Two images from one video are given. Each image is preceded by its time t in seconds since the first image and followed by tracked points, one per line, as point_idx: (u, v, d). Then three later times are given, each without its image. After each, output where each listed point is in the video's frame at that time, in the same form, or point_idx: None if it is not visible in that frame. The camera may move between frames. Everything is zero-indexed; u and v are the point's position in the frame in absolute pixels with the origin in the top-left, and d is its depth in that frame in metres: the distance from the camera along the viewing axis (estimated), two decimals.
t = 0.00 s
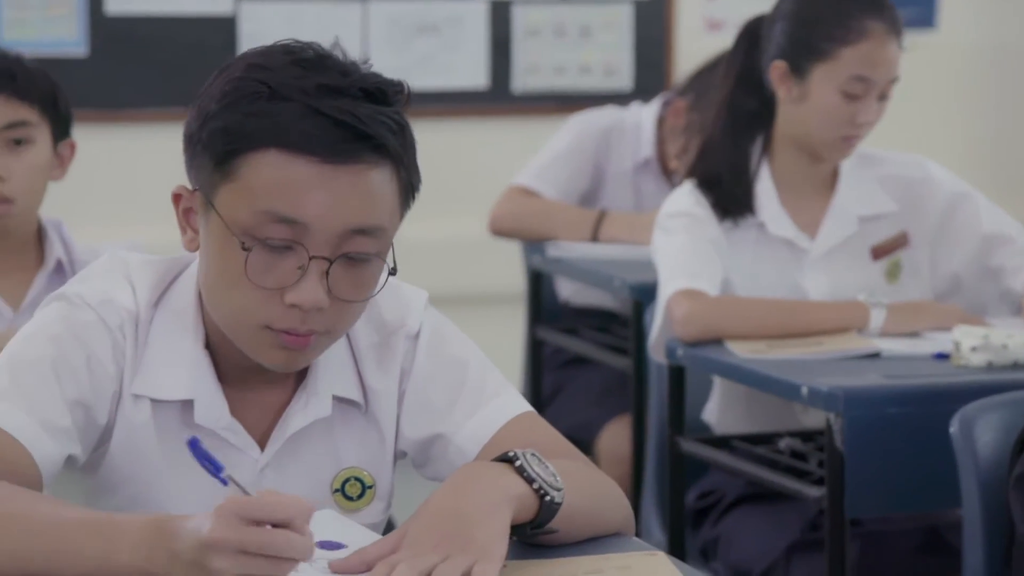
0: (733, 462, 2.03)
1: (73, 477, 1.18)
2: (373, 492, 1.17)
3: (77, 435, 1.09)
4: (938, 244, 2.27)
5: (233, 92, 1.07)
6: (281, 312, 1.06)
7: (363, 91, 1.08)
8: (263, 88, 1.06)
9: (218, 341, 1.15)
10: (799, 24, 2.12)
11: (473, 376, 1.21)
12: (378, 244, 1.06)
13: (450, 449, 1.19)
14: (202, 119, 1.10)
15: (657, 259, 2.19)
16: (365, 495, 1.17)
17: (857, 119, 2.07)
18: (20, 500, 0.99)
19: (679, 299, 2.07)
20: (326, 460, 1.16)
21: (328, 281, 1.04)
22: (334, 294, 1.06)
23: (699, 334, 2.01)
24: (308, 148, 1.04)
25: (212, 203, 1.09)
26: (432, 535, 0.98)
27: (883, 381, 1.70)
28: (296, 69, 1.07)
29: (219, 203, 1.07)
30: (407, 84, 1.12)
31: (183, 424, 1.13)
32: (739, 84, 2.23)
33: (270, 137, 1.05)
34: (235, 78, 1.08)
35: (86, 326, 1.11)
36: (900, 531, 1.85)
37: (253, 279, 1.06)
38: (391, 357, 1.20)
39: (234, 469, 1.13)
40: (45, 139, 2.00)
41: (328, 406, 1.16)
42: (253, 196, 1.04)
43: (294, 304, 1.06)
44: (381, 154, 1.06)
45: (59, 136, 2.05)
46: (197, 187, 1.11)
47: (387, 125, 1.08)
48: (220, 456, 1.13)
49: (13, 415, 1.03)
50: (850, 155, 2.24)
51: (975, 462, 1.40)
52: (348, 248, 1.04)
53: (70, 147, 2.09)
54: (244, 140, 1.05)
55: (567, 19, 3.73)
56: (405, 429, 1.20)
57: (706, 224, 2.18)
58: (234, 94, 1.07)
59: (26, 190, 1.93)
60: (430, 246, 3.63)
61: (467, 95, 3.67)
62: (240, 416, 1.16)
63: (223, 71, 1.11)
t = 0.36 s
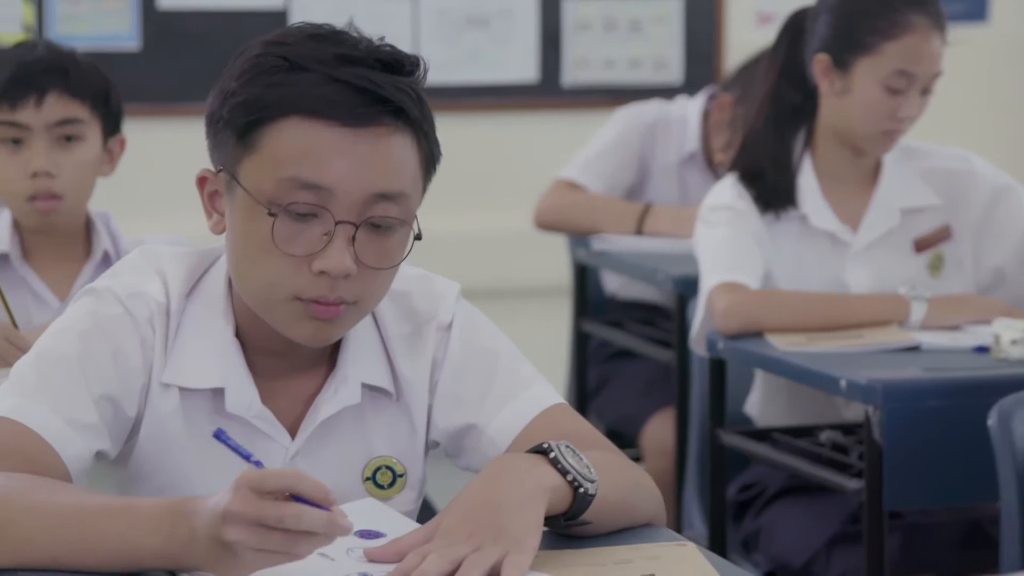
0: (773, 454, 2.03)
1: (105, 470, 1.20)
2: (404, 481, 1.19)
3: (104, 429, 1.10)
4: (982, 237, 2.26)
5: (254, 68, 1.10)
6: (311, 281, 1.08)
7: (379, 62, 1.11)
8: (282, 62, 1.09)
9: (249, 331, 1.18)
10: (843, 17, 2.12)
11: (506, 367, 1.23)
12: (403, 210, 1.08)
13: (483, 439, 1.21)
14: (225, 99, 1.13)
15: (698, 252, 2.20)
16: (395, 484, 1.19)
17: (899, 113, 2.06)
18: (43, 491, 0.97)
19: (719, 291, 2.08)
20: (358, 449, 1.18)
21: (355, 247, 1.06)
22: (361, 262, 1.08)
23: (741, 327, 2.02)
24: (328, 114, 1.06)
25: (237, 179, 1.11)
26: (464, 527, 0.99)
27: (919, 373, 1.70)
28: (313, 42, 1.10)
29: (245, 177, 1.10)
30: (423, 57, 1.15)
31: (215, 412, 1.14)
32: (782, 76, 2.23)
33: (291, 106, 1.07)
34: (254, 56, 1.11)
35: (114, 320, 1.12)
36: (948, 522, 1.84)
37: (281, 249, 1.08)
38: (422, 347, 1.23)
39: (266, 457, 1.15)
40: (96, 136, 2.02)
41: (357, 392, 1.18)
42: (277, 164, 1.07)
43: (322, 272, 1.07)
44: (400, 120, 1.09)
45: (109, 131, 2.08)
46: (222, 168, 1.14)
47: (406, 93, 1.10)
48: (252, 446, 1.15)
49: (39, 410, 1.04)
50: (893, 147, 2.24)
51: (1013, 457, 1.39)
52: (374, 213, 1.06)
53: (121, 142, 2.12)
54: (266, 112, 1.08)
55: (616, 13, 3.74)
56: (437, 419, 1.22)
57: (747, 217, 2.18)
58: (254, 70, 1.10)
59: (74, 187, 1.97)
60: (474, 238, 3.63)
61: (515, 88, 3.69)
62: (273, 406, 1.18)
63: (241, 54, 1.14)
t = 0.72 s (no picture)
0: (799, 452, 2.03)
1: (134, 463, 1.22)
2: (428, 474, 1.21)
3: (130, 423, 1.12)
4: (1009, 235, 2.25)
5: (274, 61, 1.13)
6: (333, 270, 1.09)
7: (396, 53, 1.13)
8: (301, 54, 1.12)
9: (274, 325, 1.20)
10: (869, 14, 2.12)
11: (528, 361, 1.24)
12: (423, 199, 1.10)
13: (505, 433, 1.22)
14: (246, 93, 1.15)
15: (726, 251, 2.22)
16: (420, 477, 1.20)
17: (925, 109, 2.06)
18: (65, 483, 0.99)
19: (747, 288, 2.09)
20: (383, 441, 1.19)
21: (376, 234, 1.07)
22: (382, 250, 1.09)
23: (768, 324, 2.03)
24: (347, 103, 1.08)
25: (258, 171, 1.13)
26: (472, 522, 0.99)
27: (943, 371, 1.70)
28: (331, 34, 1.13)
29: (265, 169, 1.12)
30: (440, 50, 1.18)
31: (240, 403, 1.16)
32: (810, 74, 2.23)
33: (311, 96, 1.09)
34: (274, 49, 1.13)
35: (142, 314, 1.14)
36: (972, 520, 1.84)
37: (302, 238, 1.09)
38: (446, 339, 1.25)
39: (291, 449, 1.16)
40: (138, 142, 2.06)
41: (382, 382, 1.19)
42: (297, 154, 1.09)
43: (344, 260, 1.08)
44: (418, 108, 1.11)
45: (148, 135, 2.11)
46: (243, 161, 1.16)
47: (424, 83, 1.12)
48: (277, 438, 1.16)
49: (66, 404, 1.07)
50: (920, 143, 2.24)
51: None
52: (394, 200, 1.07)
53: (158, 145, 2.15)
54: (287, 102, 1.10)
55: (654, 11, 3.76)
56: (461, 412, 1.23)
57: (775, 215, 2.19)
58: (274, 64, 1.13)
59: (114, 191, 1.99)
60: (507, 237, 3.64)
61: (553, 86, 3.71)
62: (298, 399, 1.20)
63: (261, 50, 1.17)
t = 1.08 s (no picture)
0: (838, 450, 2.04)
1: (165, 454, 1.24)
2: (465, 463, 1.24)
3: (167, 414, 1.15)
4: None
5: (314, 55, 1.15)
6: (369, 263, 1.11)
7: (434, 50, 1.16)
8: (341, 49, 1.14)
9: (311, 318, 1.23)
10: (906, 13, 2.13)
11: (560, 356, 1.27)
12: (458, 195, 1.12)
13: (536, 424, 1.25)
14: (286, 87, 1.18)
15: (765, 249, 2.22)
16: (456, 467, 1.23)
17: (963, 108, 2.06)
18: (103, 475, 1.01)
19: (786, 286, 2.10)
20: (419, 434, 1.22)
21: (412, 229, 1.10)
22: (418, 244, 1.11)
23: (807, 321, 2.04)
24: (384, 98, 1.11)
25: (297, 164, 1.16)
26: (493, 518, 1.00)
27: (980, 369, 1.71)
28: (370, 30, 1.15)
29: (304, 162, 1.15)
30: (477, 48, 1.20)
31: (277, 395, 1.19)
32: (847, 73, 2.24)
33: (350, 91, 1.12)
34: (315, 44, 1.16)
35: (180, 307, 1.17)
36: (1009, 519, 1.85)
37: (339, 231, 1.12)
38: (479, 331, 1.27)
39: (328, 439, 1.19)
40: (186, 147, 2.10)
41: (418, 374, 1.22)
42: (336, 148, 1.12)
43: (380, 253, 1.11)
44: (455, 105, 1.13)
45: (198, 139, 2.16)
46: (281, 155, 1.19)
47: (462, 80, 1.15)
48: (314, 429, 1.19)
49: (103, 394, 1.09)
50: (958, 142, 2.24)
51: None
52: (430, 196, 1.10)
53: (205, 150, 2.19)
54: (326, 96, 1.13)
55: (702, 9, 3.80)
56: (495, 403, 1.26)
57: (813, 214, 2.20)
58: (314, 58, 1.15)
59: (161, 192, 2.03)
60: (549, 237, 3.66)
61: (597, 84, 3.75)
62: (334, 391, 1.23)
63: (302, 45, 1.20)
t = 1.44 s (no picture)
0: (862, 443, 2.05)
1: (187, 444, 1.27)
2: (483, 456, 1.26)
3: (187, 403, 1.17)
4: None
5: (336, 54, 1.18)
6: (386, 261, 1.14)
7: (455, 50, 1.18)
8: (362, 48, 1.17)
9: (332, 312, 1.26)
10: (932, 9, 2.13)
11: (578, 349, 1.28)
12: (475, 195, 1.14)
13: (554, 416, 1.27)
14: (307, 84, 1.20)
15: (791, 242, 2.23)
16: (474, 459, 1.25)
17: (987, 103, 2.06)
18: (122, 465, 1.04)
19: (810, 279, 2.11)
20: (437, 426, 1.25)
21: (429, 228, 1.12)
22: (435, 243, 1.14)
23: (831, 314, 2.05)
24: (404, 98, 1.13)
25: (317, 162, 1.18)
26: (507, 508, 1.03)
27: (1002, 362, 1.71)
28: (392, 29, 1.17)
29: (325, 159, 1.17)
30: (499, 47, 1.22)
31: (297, 387, 1.22)
32: (873, 67, 2.25)
33: (370, 90, 1.14)
34: (337, 42, 1.18)
35: (200, 298, 1.20)
36: None
37: (357, 229, 1.14)
38: (498, 325, 1.29)
39: (347, 431, 1.22)
40: (218, 144, 2.13)
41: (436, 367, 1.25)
42: (356, 147, 1.14)
43: (397, 252, 1.13)
44: (475, 105, 1.15)
45: (230, 137, 2.18)
46: (302, 152, 1.21)
47: (482, 80, 1.17)
48: (333, 421, 1.22)
49: (125, 383, 1.12)
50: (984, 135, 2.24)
51: None
52: (448, 196, 1.12)
53: (236, 147, 2.22)
54: (346, 95, 1.15)
55: (740, 4, 3.80)
56: (512, 395, 1.28)
57: (839, 209, 2.20)
58: (337, 56, 1.18)
59: (192, 188, 2.06)
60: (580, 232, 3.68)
61: (638, 80, 3.76)
62: (354, 383, 1.25)
63: (324, 42, 1.22)
